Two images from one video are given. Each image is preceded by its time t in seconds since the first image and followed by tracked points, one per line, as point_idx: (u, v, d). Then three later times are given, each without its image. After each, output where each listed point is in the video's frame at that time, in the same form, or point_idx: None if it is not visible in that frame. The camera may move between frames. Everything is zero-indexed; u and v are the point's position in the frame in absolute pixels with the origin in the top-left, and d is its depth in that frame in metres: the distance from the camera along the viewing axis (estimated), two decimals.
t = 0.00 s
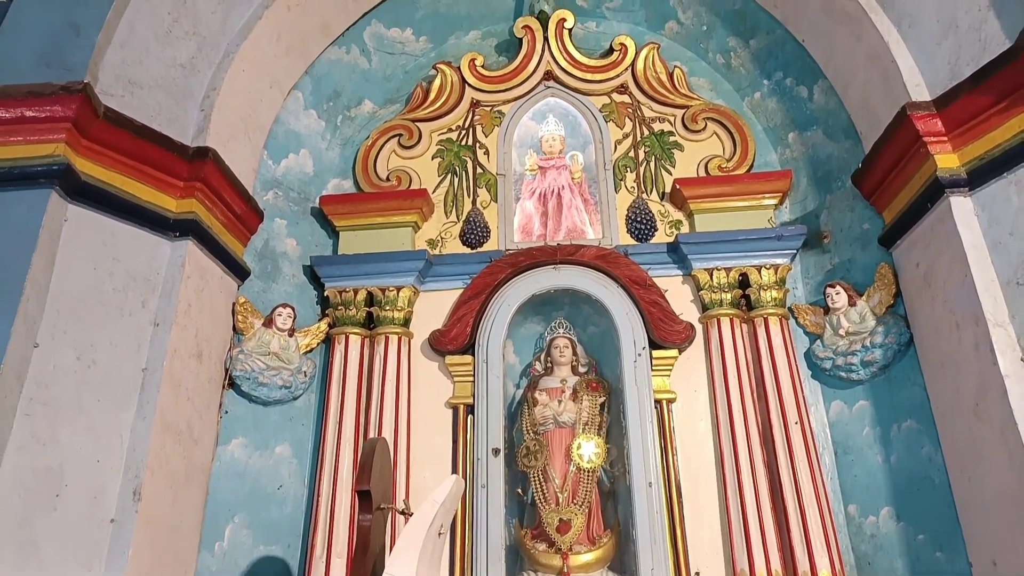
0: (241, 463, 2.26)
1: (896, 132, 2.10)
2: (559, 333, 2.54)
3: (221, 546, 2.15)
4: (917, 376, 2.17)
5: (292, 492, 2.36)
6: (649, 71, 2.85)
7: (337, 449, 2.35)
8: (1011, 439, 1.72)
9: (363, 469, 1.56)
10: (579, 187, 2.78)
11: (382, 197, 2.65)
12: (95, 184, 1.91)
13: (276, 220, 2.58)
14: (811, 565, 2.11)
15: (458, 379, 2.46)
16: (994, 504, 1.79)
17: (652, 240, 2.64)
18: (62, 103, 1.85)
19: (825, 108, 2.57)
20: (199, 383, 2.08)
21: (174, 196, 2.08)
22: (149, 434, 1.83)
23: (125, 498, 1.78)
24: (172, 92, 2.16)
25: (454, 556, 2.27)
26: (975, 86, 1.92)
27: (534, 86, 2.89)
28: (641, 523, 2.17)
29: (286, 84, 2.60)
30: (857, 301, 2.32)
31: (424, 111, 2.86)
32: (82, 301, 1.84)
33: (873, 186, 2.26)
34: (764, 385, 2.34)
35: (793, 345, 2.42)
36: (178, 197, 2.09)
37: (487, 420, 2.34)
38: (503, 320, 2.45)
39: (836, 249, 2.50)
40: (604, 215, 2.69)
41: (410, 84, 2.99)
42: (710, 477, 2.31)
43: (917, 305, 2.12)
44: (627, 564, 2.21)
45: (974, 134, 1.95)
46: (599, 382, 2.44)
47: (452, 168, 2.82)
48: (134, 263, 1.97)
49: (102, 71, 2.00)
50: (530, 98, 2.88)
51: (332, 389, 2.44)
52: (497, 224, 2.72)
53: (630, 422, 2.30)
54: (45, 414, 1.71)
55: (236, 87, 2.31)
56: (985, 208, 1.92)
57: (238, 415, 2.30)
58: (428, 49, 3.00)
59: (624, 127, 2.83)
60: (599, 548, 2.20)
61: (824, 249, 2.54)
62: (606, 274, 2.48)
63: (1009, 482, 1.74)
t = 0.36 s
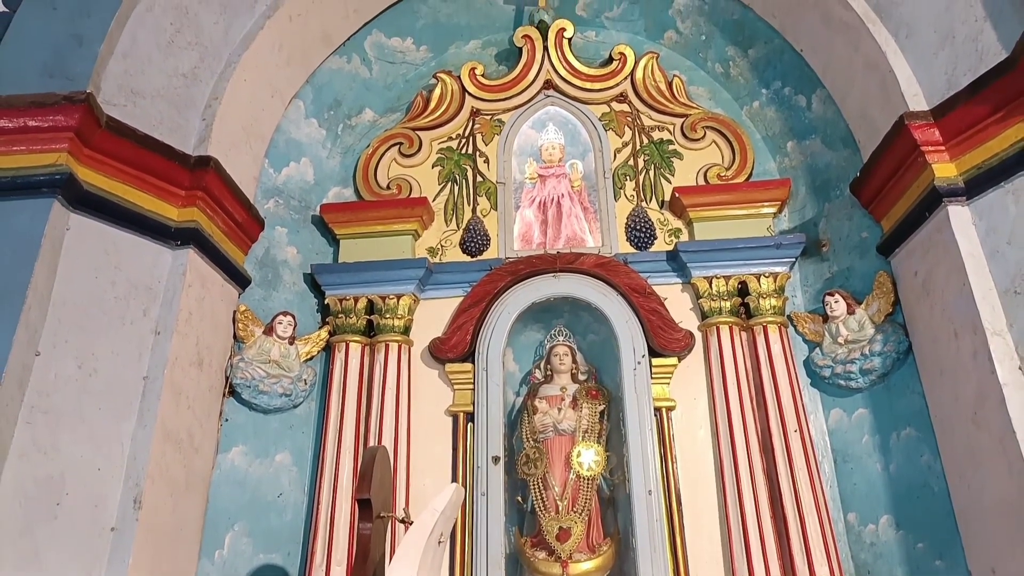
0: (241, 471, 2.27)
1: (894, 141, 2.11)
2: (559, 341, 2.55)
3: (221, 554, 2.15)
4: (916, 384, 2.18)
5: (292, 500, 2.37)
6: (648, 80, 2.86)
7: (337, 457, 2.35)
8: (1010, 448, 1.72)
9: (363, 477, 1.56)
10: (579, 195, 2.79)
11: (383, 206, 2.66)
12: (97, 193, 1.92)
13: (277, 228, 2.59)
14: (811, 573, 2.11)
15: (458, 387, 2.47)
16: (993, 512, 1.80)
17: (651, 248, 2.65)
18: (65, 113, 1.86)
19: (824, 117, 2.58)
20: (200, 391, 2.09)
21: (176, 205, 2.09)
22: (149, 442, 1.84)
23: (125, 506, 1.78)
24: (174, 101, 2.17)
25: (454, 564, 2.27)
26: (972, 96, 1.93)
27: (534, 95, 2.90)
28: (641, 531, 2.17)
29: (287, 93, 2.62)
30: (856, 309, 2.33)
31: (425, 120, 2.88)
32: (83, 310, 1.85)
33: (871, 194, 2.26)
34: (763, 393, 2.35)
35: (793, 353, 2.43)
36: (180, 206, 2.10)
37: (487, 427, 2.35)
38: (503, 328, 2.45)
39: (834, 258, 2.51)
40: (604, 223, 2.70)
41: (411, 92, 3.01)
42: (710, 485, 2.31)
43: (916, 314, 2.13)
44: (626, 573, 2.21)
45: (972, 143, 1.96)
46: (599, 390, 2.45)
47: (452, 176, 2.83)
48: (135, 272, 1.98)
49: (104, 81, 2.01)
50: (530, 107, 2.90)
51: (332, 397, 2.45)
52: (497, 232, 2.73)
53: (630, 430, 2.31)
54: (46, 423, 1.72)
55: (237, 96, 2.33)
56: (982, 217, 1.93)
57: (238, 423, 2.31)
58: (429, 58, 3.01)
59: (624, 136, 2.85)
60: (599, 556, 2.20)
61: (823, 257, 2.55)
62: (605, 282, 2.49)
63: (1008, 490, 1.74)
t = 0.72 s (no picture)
0: (241, 479, 2.27)
1: (893, 150, 2.12)
2: (559, 348, 2.55)
3: (221, 562, 2.15)
4: (915, 392, 2.18)
5: (292, 508, 2.37)
6: (647, 88, 2.87)
7: (337, 466, 2.35)
8: (1010, 457, 1.72)
9: (363, 486, 1.56)
10: (579, 204, 2.80)
11: (383, 214, 2.67)
12: (98, 202, 1.93)
13: (277, 236, 2.60)
14: None
15: (459, 395, 2.47)
16: (993, 520, 1.80)
17: (651, 256, 2.66)
18: (67, 122, 1.87)
19: (823, 125, 2.59)
20: (200, 400, 2.09)
21: (177, 214, 2.10)
22: (150, 451, 1.84)
23: (125, 515, 1.78)
24: (176, 110, 2.18)
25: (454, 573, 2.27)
26: (970, 105, 1.94)
27: (534, 104, 2.91)
28: (641, 539, 2.17)
29: (289, 102, 2.63)
30: (856, 317, 2.33)
31: (425, 128, 2.88)
32: (84, 319, 1.86)
33: (870, 203, 2.27)
34: (763, 401, 2.35)
35: (793, 361, 2.43)
36: (181, 215, 2.10)
37: (487, 436, 2.35)
38: (503, 336, 2.46)
39: (834, 266, 2.51)
40: (604, 231, 2.71)
41: (412, 101, 3.01)
42: (710, 493, 2.31)
43: (915, 322, 2.13)
44: None
45: (970, 152, 1.96)
46: (599, 398, 2.45)
47: (453, 184, 2.84)
48: (136, 280, 1.98)
49: (106, 91, 2.03)
50: (530, 115, 2.91)
51: (332, 405, 2.45)
52: (498, 240, 2.74)
53: (630, 438, 2.31)
54: (47, 431, 1.72)
55: (238, 105, 2.33)
56: (981, 226, 1.93)
57: (239, 431, 2.31)
58: (429, 67, 3.02)
59: (623, 144, 2.86)
60: (600, 565, 2.20)
61: (822, 265, 2.55)
62: (605, 290, 2.49)
63: (1008, 498, 1.74)
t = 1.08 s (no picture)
0: (239, 490, 2.26)
1: (890, 161, 2.13)
2: (558, 358, 2.55)
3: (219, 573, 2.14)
4: (914, 402, 2.18)
5: (291, 519, 2.36)
6: (645, 99, 2.88)
7: (335, 476, 2.35)
8: (1008, 468, 1.72)
9: (362, 498, 1.56)
10: (578, 214, 2.80)
11: (382, 224, 2.67)
12: (98, 213, 1.94)
13: (276, 246, 2.60)
14: None
15: (457, 405, 2.47)
16: (993, 531, 1.79)
17: (650, 266, 2.66)
18: (67, 134, 1.88)
19: (821, 136, 2.60)
20: (199, 411, 2.09)
21: (176, 225, 2.10)
22: (148, 462, 1.84)
23: (123, 527, 1.77)
24: (176, 121, 2.19)
25: None
26: (966, 116, 1.95)
27: (533, 114, 2.92)
28: (640, 551, 2.17)
29: (288, 113, 2.63)
30: (854, 328, 2.33)
31: (424, 139, 2.89)
32: (83, 330, 1.86)
33: (868, 213, 2.28)
34: (762, 411, 2.35)
35: (791, 371, 2.43)
36: (180, 225, 2.11)
37: (486, 446, 2.35)
38: (502, 346, 2.46)
39: (832, 276, 2.52)
40: (602, 241, 2.71)
41: (411, 111, 3.02)
42: (709, 504, 2.31)
43: (913, 332, 2.14)
44: None
45: (967, 163, 1.97)
46: (598, 408, 2.45)
47: (452, 195, 2.84)
48: (135, 291, 1.98)
49: (106, 102, 2.03)
50: (529, 126, 2.91)
51: (331, 416, 2.45)
52: (496, 250, 2.74)
53: (629, 449, 2.30)
54: (45, 443, 1.72)
55: (238, 116, 2.34)
56: (979, 236, 1.94)
57: (237, 441, 2.30)
58: (428, 77, 3.03)
59: (622, 154, 2.87)
60: None
61: (820, 275, 2.55)
62: (604, 300, 2.49)
63: (1008, 509, 1.73)
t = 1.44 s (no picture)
0: (238, 499, 2.26)
1: (887, 171, 2.13)
2: (557, 367, 2.55)
3: None
4: (912, 412, 2.18)
5: (289, 528, 2.35)
6: (644, 108, 2.90)
7: (334, 485, 2.34)
8: (1007, 477, 1.72)
9: (359, 508, 1.56)
10: (577, 223, 2.81)
11: (381, 233, 2.68)
12: (97, 223, 1.94)
13: (276, 255, 2.61)
14: None
15: (456, 414, 2.47)
16: (992, 541, 1.79)
17: (648, 275, 2.67)
18: (67, 144, 1.88)
19: (818, 145, 2.61)
20: (197, 420, 2.09)
21: (175, 234, 2.11)
22: (146, 472, 1.83)
23: (121, 537, 1.77)
24: (175, 131, 2.20)
25: None
26: (963, 126, 1.96)
27: (532, 123, 2.93)
28: (639, 560, 2.16)
29: (288, 122, 2.64)
30: (852, 337, 2.34)
31: (423, 148, 2.90)
32: (82, 339, 1.86)
33: (866, 223, 2.28)
34: (761, 421, 2.34)
35: (790, 380, 2.43)
36: (179, 235, 2.11)
37: (484, 456, 2.35)
38: (500, 354, 2.46)
39: (830, 285, 2.52)
40: (601, 250, 2.72)
41: (410, 121, 3.03)
42: (708, 513, 2.31)
43: (912, 342, 2.14)
44: None
45: (964, 173, 1.98)
46: (597, 417, 2.45)
47: (451, 204, 2.85)
48: (134, 300, 1.99)
49: (106, 113, 2.04)
50: (528, 135, 2.92)
51: (330, 425, 2.45)
52: (495, 259, 2.75)
53: (628, 458, 2.30)
54: (43, 453, 1.72)
55: (238, 126, 2.35)
56: (976, 246, 1.94)
57: (235, 451, 2.30)
58: (428, 87, 3.04)
59: (620, 163, 2.88)
60: None
61: (819, 284, 2.56)
62: (603, 309, 2.50)
63: (1006, 519, 1.73)
